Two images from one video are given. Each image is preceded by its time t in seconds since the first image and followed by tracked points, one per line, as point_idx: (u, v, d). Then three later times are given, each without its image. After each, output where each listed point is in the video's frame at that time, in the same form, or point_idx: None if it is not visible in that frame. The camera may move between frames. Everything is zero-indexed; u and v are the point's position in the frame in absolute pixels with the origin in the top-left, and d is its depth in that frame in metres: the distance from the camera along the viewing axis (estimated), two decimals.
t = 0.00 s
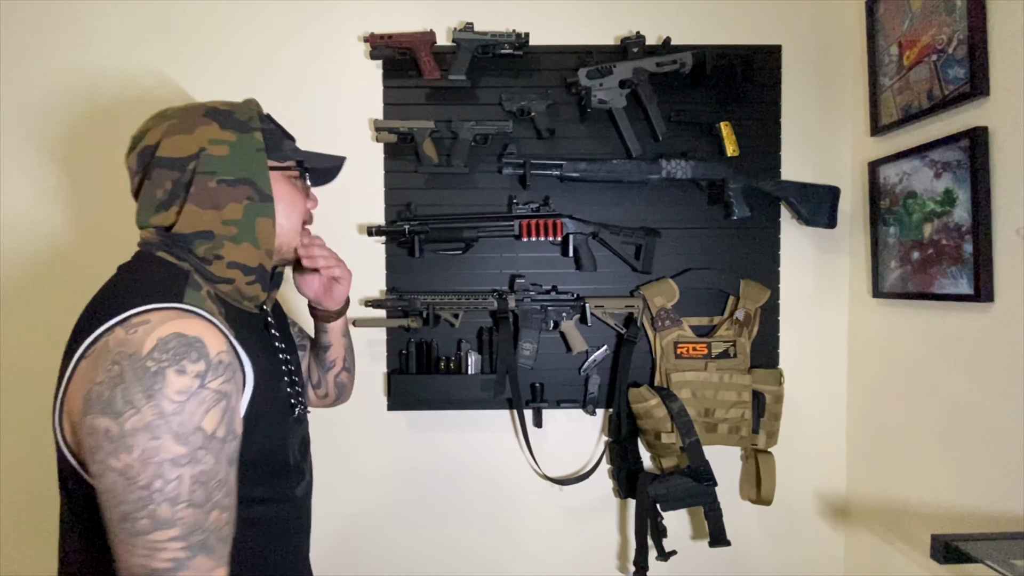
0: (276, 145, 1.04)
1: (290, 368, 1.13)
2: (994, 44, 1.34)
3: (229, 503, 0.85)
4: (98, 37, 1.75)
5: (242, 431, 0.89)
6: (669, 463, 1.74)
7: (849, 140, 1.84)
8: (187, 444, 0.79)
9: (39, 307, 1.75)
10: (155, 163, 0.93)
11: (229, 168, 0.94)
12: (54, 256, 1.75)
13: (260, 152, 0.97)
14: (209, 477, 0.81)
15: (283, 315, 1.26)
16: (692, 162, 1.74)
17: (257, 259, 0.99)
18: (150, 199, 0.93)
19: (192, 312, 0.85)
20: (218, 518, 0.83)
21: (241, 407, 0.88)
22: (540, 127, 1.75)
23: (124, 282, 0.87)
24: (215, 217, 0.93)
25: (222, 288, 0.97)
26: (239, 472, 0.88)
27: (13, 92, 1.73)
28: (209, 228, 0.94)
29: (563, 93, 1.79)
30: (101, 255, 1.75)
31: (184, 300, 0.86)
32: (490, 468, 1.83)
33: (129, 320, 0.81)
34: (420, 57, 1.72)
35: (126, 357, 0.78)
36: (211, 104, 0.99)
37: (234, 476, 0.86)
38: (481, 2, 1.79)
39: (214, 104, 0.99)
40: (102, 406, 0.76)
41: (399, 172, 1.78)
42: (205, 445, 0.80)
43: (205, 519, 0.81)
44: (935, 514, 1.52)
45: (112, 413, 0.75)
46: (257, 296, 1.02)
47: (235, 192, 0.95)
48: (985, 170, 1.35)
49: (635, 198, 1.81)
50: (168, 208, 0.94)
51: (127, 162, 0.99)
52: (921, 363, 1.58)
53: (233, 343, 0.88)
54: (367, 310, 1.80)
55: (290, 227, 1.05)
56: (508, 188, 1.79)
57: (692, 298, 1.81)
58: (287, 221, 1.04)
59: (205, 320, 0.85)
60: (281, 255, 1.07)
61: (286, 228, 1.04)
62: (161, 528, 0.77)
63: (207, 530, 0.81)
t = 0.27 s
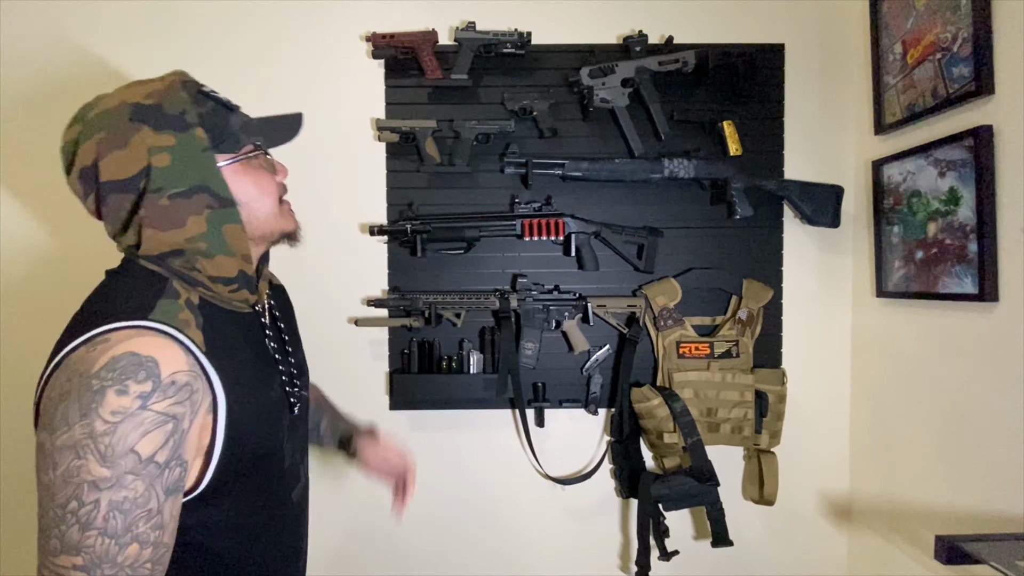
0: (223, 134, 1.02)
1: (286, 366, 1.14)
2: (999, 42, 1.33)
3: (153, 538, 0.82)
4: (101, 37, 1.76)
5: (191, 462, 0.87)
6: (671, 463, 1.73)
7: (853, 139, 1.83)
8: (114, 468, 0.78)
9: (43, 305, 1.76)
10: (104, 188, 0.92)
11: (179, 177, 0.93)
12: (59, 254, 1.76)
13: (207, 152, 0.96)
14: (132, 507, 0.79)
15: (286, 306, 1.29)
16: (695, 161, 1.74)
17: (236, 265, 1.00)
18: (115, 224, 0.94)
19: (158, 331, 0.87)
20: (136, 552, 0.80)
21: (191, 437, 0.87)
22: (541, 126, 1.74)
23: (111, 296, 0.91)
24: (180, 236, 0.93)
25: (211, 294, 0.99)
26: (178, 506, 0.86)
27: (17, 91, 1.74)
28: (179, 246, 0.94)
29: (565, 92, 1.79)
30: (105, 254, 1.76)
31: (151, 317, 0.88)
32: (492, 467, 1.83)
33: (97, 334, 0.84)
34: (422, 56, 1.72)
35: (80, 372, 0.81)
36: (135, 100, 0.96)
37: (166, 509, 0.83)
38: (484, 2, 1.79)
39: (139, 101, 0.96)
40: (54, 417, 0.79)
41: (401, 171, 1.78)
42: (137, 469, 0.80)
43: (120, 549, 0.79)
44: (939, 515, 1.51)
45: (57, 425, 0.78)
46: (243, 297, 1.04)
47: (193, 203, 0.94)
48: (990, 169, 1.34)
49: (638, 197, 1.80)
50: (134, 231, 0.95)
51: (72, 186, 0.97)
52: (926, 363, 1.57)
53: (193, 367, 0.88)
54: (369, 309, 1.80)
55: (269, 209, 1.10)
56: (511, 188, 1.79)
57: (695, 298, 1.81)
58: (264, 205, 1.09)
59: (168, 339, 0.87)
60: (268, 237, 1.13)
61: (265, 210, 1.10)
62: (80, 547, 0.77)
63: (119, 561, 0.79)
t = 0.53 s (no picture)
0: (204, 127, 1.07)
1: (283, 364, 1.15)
2: (1000, 43, 1.34)
3: (203, 506, 0.88)
4: (105, 38, 1.77)
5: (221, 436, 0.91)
6: (672, 463, 1.74)
7: (854, 140, 1.84)
8: (151, 453, 0.82)
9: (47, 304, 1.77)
10: (97, 191, 0.93)
11: (165, 172, 0.94)
12: (63, 254, 1.77)
13: (188, 143, 0.97)
14: (177, 485, 0.84)
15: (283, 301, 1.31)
16: (696, 162, 1.74)
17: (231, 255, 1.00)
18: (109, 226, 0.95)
19: (162, 321, 0.88)
20: (190, 522, 0.86)
21: (216, 413, 0.90)
22: (543, 127, 1.75)
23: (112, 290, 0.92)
24: (172, 229, 0.94)
25: (208, 286, 1.00)
26: (218, 476, 0.91)
27: (23, 92, 1.75)
28: (172, 240, 0.94)
29: (566, 94, 1.79)
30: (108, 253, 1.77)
31: (151, 306, 0.89)
32: (494, 467, 1.84)
33: (102, 328, 0.86)
34: (424, 57, 1.73)
35: (92, 367, 0.82)
36: (115, 103, 0.97)
37: (210, 481, 0.89)
38: (486, 3, 1.79)
39: (119, 103, 0.97)
40: (75, 414, 0.81)
41: (403, 172, 1.79)
42: (171, 451, 0.83)
43: (175, 522, 0.84)
44: (940, 516, 1.51)
45: (81, 420, 0.81)
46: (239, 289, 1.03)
47: (179, 194, 0.95)
48: (991, 170, 1.34)
49: (639, 198, 1.81)
50: (127, 230, 0.95)
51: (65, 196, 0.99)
52: (927, 364, 1.57)
53: (202, 351, 0.90)
54: (371, 309, 1.81)
55: (256, 200, 1.13)
56: (512, 188, 1.80)
57: (696, 298, 1.81)
58: (250, 198, 1.12)
59: (175, 327, 0.89)
60: (258, 228, 1.16)
61: (253, 203, 1.13)
62: (138, 527, 0.82)
63: (178, 532, 0.85)
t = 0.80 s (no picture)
0: (229, 129, 1.08)
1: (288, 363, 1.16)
2: (1000, 45, 1.34)
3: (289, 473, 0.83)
4: (110, 41, 1.78)
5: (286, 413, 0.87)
6: (674, 463, 1.75)
7: (855, 142, 1.84)
8: (242, 421, 0.77)
9: (53, 304, 1.79)
10: (124, 179, 0.91)
11: (199, 166, 0.94)
12: (69, 255, 1.79)
13: (220, 143, 0.98)
14: (267, 455, 0.79)
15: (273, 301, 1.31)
16: (697, 163, 1.75)
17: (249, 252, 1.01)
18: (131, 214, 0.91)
19: (223, 303, 0.83)
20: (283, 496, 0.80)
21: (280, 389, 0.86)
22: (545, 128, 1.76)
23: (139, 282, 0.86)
24: (205, 220, 0.93)
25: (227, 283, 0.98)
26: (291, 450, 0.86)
27: (28, 95, 1.77)
28: (202, 231, 0.93)
29: (568, 95, 1.80)
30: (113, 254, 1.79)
31: (207, 290, 0.85)
32: (495, 466, 1.85)
33: (164, 313, 0.79)
34: (426, 59, 1.74)
35: (169, 346, 0.76)
36: (147, 100, 0.97)
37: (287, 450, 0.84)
38: (487, 6, 1.80)
39: (151, 101, 0.97)
40: (156, 395, 0.74)
41: (405, 173, 1.80)
42: (258, 421, 0.78)
43: (271, 487, 0.79)
44: (940, 516, 1.52)
45: (163, 400, 0.74)
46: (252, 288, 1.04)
47: (210, 189, 0.94)
48: (991, 171, 1.35)
49: (641, 199, 1.82)
50: (151, 219, 0.92)
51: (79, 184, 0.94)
52: (928, 365, 1.58)
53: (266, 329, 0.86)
54: (373, 309, 1.82)
55: (268, 207, 1.14)
56: (515, 190, 1.81)
57: (697, 299, 1.82)
58: (263, 203, 1.13)
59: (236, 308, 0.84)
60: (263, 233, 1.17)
61: (264, 209, 1.13)
62: (231, 504, 0.76)
63: (275, 496, 0.79)
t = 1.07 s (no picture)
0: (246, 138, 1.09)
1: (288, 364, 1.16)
2: (999, 48, 1.35)
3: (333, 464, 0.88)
4: (115, 43, 1.80)
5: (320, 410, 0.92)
6: (675, 463, 1.76)
7: (855, 143, 1.85)
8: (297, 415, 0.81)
9: (59, 304, 1.80)
10: (148, 183, 0.91)
11: (224, 172, 0.96)
12: (74, 254, 1.80)
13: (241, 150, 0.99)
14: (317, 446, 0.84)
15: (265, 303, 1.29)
16: (698, 165, 1.76)
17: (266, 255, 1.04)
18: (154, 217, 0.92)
19: (266, 306, 0.87)
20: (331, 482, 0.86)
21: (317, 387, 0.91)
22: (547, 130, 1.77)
23: (163, 289, 0.84)
24: (230, 225, 0.95)
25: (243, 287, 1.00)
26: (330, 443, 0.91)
27: (35, 96, 1.78)
28: (225, 236, 0.95)
29: (570, 97, 1.81)
30: (118, 255, 1.80)
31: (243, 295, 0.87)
32: (497, 466, 1.86)
33: (216, 315, 0.82)
34: (429, 61, 1.75)
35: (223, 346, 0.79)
36: (169, 103, 0.96)
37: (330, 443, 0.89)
38: (490, 8, 1.82)
39: (175, 103, 0.96)
40: (219, 393, 0.77)
41: (408, 174, 1.81)
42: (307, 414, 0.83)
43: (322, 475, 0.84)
44: (939, 516, 1.52)
45: (224, 397, 0.77)
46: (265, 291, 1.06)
47: (234, 196, 0.97)
48: (990, 173, 1.36)
49: (642, 200, 1.83)
50: (173, 222, 0.93)
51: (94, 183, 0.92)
52: (927, 366, 1.58)
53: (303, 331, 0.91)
54: (376, 309, 1.83)
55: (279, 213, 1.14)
56: (517, 191, 1.82)
57: (698, 300, 1.83)
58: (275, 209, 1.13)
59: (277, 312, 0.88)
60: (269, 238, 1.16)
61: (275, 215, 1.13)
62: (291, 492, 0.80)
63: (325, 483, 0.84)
